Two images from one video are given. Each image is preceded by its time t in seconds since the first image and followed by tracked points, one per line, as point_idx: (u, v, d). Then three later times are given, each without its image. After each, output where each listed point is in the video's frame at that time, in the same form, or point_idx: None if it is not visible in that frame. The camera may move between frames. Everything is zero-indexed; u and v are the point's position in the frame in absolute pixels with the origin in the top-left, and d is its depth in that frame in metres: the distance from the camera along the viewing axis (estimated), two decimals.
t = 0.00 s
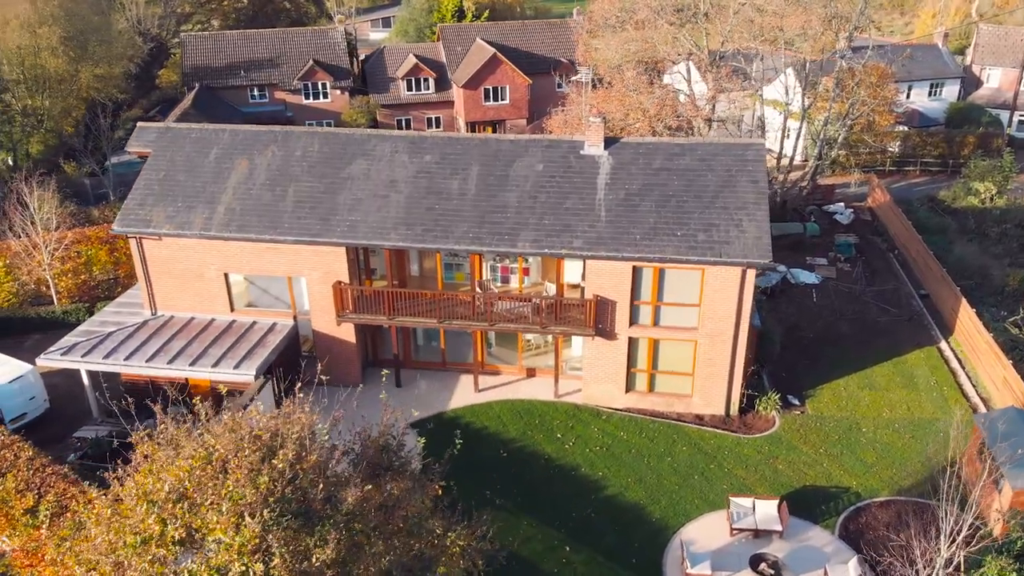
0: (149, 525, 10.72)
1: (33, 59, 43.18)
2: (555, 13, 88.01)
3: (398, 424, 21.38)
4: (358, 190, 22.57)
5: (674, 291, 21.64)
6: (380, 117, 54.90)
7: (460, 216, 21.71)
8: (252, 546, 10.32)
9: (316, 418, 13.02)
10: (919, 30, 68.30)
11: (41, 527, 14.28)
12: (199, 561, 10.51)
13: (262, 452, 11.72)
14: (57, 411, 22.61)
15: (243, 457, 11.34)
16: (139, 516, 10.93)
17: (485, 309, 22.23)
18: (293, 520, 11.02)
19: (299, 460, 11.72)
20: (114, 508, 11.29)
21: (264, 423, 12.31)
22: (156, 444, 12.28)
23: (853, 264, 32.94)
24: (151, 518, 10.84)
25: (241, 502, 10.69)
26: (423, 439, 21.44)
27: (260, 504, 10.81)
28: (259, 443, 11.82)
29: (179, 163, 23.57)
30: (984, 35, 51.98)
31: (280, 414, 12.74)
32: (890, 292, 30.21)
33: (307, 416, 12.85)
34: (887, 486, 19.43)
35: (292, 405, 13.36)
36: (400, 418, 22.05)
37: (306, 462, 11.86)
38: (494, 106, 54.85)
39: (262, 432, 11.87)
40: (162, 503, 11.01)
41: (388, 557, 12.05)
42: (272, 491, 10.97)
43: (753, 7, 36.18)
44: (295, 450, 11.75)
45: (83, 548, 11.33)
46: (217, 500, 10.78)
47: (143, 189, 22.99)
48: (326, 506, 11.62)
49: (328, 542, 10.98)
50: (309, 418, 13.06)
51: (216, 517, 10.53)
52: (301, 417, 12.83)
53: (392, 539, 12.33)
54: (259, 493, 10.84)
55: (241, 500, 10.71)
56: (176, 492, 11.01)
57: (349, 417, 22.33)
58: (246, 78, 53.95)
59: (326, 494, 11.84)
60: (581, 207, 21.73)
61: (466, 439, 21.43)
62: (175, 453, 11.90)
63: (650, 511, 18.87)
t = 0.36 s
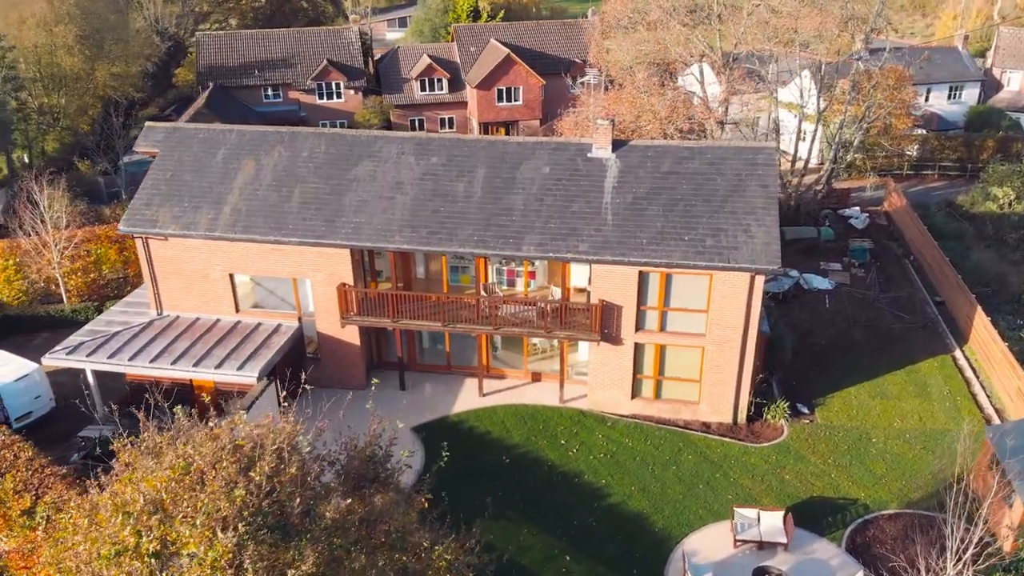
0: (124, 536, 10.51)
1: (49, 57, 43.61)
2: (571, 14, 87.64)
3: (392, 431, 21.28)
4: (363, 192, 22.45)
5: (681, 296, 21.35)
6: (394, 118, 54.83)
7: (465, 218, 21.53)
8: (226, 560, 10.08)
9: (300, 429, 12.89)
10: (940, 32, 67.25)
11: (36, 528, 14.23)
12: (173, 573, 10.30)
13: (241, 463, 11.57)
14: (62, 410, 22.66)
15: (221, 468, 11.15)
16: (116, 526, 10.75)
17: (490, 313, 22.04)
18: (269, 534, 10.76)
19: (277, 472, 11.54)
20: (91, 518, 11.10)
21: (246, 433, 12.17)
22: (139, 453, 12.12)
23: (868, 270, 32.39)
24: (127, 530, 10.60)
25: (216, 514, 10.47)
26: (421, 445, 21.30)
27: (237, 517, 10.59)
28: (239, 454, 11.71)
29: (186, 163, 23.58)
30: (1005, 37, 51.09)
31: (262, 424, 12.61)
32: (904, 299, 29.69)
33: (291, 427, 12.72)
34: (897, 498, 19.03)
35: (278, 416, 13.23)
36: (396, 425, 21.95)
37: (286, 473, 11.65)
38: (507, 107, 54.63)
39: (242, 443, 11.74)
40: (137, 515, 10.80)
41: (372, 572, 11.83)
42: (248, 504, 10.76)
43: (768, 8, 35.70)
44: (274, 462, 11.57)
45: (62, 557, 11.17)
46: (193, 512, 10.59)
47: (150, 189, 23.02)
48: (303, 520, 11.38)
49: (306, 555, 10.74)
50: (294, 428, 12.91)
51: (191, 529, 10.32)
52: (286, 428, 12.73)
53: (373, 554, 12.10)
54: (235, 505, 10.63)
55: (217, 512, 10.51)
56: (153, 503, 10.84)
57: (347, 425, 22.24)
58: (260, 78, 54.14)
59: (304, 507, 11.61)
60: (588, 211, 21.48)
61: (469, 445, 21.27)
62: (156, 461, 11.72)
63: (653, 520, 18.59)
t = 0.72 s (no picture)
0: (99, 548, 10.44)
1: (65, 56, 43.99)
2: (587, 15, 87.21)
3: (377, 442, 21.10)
4: (369, 194, 22.33)
5: (688, 303, 21.04)
6: (407, 118, 54.75)
7: (470, 222, 21.35)
8: None
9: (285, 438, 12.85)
10: (962, 34, 66.14)
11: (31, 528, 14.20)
12: None
13: (218, 474, 11.52)
14: (67, 409, 22.73)
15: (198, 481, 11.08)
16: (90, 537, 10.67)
17: (493, 317, 21.84)
18: (244, 550, 10.66)
19: (255, 486, 11.45)
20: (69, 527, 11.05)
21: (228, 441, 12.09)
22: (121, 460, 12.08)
23: (882, 276, 31.84)
24: (101, 541, 10.53)
25: (189, 529, 10.38)
26: (421, 449, 21.16)
27: (210, 533, 10.49)
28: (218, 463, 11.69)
29: (193, 164, 23.58)
30: None
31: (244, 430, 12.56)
32: (919, 306, 29.13)
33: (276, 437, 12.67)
34: (906, 511, 18.63)
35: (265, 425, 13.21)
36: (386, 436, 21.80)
37: (263, 486, 11.52)
38: (520, 108, 54.41)
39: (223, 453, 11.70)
40: (112, 526, 10.72)
41: None
42: (223, 518, 10.67)
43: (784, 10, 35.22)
44: (252, 475, 11.48)
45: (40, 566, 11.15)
46: (167, 526, 10.51)
47: (156, 190, 23.04)
48: (281, 534, 11.28)
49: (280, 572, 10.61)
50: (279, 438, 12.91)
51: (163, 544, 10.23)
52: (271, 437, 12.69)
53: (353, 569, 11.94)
54: (209, 521, 10.53)
55: (190, 527, 10.41)
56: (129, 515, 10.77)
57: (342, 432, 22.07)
58: (274, 78, 54.30)
59: (282, 521, 11.49)
60: (594, 215, 21.23)
61: (473, 449, 21.11)
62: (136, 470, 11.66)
63: (656, 530, 18.32)
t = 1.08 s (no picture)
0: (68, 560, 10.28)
1: (81, 54, 44.30)
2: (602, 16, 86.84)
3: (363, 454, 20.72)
4: (374, 196, 22.21)
5: (695, 309, 20.73)
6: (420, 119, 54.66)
7: (474, 224, 21.17)
8: None
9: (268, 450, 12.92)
10: (982, 37, 65.14)
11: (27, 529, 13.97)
12: None
13: (194, 487, 11.54)
14: (73, 409, 22.79)
15: (174, 494, 11.14)
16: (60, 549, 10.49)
17: (498, 321, 21.64)
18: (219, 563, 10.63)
19: (230, 498, 11.46)
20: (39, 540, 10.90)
21: (207, 452, 12.15)
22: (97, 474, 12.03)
23: (897, 282, 31.29)
24: (74, 552, 10.30)
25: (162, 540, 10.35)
26: (422, 453, 21.02)
27: (185, 545, 10.47)
28: (195, 475, 11.74)
29: (200, 164, 23.58)
30: None
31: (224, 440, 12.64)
32: (934, 314, 28.60)
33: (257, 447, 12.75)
34: (915, 525, 18.25)
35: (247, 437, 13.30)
36: (382, 443, 21.56)
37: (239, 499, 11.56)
38: (534, 109, 54.18)
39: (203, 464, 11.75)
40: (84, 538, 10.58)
41: None
42: (196, 531, 10.65)
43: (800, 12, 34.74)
44: (227, 487, 11.49)
45: None
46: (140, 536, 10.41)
47: (163, 190, 23.06)
48: (257, 549, 11.30)
49: None
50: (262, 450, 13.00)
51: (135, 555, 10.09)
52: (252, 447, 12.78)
53: None
54: (184, 532, 10.54)
55: (164, 538, 10.38)
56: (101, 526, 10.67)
57: (339, 438, 21.83)
58: (288, 77, 54.42)
59: (258, 535, 11.47)
60: (600, 219, 20.98)
61: (476, 453, 20.95)
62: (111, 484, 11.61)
63: (659, 540, 18.05)
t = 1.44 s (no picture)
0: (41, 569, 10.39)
1: (97, 53, 44.65)
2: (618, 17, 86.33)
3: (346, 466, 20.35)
4: (379, 198, 22.08)
5: (701, 315, 20.41)
6: (434, 119, 54.52)
7: (479, 228, 20.98)
8: None
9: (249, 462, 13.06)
10: (1005, 39, 64.04)
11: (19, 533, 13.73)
12: None
13: (169, 498, 11.61)
14: (78, 408, 22.84)
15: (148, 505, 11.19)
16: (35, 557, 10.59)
17: (502, 325, 21.42)
18: None
19: (204, 511, 11.50)
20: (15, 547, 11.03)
21: (185, 461, 12.21)
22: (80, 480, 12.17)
23: (912, 289, 30.74)
24: (47, 562, 10.41)
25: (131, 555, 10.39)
26: (424, 458, 20.88)
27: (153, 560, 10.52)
28: (171, 486, 11.80)
29: (206, 164, 23.57)
30: None
31: (203, 448, 12.71)
32: (949, 322, 28.06)
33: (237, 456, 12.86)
34: (925, 539, 17.85)
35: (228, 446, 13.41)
36: (382, 447, 21.42)
37: (213, 511, 11.52)
38: (547, 110, 53.92)
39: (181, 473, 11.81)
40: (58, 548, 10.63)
41: None
42: (168, 546, 10.73)
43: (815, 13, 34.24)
44: (202, 500, 11.53)
45: None
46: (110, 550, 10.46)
47: (169, 190, 23.06)
48: (230, 564, 11.28)
49: None
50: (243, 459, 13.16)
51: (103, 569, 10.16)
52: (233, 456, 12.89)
53: None
54: (154, 547, 10.61)
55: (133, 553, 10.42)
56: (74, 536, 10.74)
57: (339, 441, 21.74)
58: (302, 77, 54.53)
59: (232, 548, 11.53)
60: (606, 223, 20.71)
61: (477, 457, 20.79)
62: (91, 490, 11.69)
63: (660, 551, 17.78)
